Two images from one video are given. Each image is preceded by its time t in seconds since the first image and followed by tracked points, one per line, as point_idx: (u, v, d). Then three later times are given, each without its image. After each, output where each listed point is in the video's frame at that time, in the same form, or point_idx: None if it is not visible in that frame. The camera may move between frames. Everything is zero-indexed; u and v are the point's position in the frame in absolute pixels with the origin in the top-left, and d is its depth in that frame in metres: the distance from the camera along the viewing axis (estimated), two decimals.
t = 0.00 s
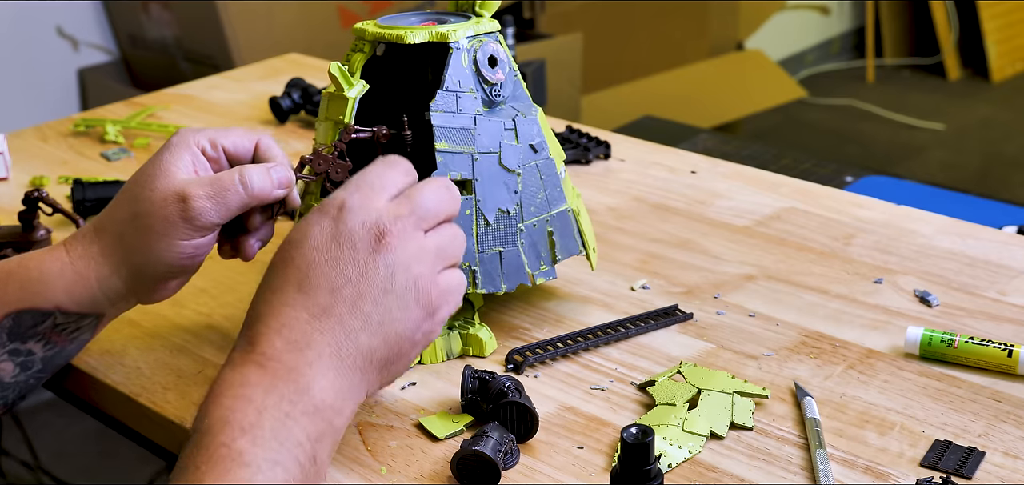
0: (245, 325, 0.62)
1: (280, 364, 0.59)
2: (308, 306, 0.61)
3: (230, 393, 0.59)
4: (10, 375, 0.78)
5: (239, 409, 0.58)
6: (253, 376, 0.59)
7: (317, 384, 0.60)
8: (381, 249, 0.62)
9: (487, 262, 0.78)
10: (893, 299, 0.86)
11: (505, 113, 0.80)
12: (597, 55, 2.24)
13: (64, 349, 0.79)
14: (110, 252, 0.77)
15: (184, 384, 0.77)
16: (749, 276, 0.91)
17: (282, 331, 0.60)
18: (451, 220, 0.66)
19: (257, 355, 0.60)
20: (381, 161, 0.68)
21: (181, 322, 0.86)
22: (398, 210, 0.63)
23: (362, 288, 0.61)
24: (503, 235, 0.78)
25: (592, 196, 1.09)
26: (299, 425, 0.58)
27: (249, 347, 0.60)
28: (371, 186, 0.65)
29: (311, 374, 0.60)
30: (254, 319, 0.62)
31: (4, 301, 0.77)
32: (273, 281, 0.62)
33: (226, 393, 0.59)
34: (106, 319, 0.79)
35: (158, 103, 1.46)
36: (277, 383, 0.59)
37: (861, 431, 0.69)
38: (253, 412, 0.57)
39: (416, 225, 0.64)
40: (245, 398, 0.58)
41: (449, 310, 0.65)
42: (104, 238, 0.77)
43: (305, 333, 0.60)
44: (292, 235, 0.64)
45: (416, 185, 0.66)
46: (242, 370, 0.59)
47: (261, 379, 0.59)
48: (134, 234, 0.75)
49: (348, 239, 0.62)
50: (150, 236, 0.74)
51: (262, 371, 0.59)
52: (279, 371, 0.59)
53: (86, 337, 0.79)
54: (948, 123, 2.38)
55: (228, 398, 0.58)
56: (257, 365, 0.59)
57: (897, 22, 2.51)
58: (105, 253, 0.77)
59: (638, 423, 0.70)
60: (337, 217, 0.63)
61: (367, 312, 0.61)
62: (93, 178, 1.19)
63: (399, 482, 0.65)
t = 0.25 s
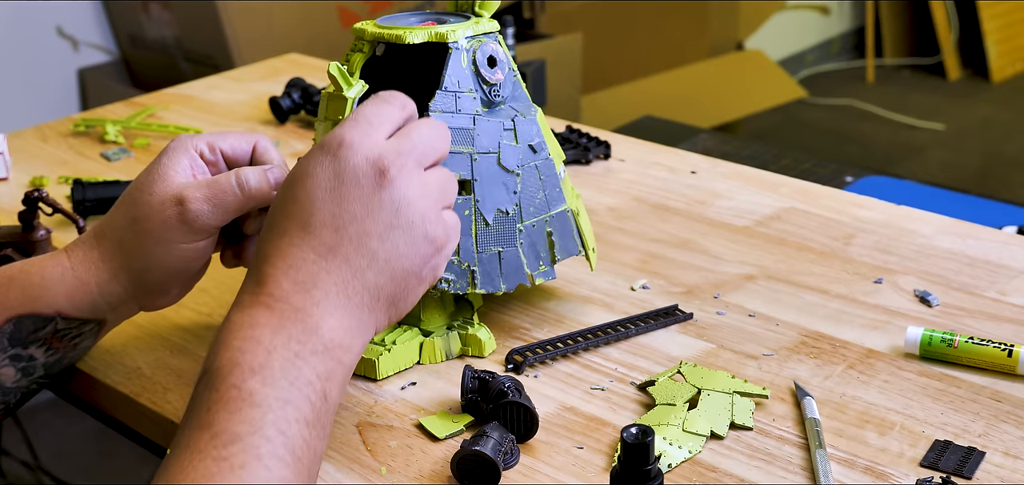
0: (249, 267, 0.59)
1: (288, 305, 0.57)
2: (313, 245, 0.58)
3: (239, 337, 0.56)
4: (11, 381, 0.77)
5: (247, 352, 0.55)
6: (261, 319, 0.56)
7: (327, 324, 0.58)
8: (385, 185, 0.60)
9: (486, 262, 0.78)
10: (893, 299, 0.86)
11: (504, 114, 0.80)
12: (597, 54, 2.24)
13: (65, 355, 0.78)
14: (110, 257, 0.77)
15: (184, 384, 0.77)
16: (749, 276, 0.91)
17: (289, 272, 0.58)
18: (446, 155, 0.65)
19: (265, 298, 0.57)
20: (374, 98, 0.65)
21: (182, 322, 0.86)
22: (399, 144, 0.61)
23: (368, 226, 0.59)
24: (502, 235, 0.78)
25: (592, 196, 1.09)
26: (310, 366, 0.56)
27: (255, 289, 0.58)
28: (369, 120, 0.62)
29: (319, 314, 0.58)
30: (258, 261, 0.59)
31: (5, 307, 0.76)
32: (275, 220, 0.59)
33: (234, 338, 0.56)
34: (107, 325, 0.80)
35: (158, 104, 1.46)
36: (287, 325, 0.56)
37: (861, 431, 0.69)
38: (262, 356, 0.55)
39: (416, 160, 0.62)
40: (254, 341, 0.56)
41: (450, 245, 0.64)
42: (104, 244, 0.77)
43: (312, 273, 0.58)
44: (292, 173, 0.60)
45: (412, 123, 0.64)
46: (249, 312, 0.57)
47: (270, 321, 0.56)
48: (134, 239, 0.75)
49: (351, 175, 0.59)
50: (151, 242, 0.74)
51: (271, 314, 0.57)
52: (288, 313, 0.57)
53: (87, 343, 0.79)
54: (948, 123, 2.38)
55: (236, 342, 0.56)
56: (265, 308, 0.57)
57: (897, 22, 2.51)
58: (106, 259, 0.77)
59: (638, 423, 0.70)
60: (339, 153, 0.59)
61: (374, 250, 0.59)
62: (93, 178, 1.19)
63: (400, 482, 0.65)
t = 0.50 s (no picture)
0: (262, 235, 0.61)
1: (297, 268, 0.59)
2: (322, 209, 0.60)
3: (250, 298, 0.58)
4: (11, 387, 0.77)
5: (257, 314, 0.57)
6: (271, 282, 0.58)
7: (336, 286, 0.59)
8: (392, 150, 0.62)
9: (483, 263, 0.78)
10: (893, 299, 0.86)
11: (500, 114, 0.80)
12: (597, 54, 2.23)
13: (64, 362, 0.78)
14: (110, 261, 0.77)
15: (184, 384, 0.77)
16: (749, 276, 0.91)
17: (298, 235, 0.59)
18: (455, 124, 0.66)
19: (274, 261, 0.59)
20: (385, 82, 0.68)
21: (183, 322, 0.86)
22: (407, 113, 0.63)
23: (375, 190, 0.61)
24: (499, 235, 0.78)
25: (592, 195, 1.09)
26: (319, 329, 0.58)
27: (265, 253, 0.60)
28: (378, 93, 0.64)
29: (327, 277, 0.59)
30: (269, 228, 0.61)
31: (5, 310, 0.76)
32: (287, 187, 0.61)
33: (246, 300, 0.58)
34: (106, 333, 0.79)
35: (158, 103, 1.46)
36: (296, 287, 0.58)
37: (861, 431, 0.69)
38: (271, 317, 0.57)
39: (422, 128, 0.64)
40: (263, 303, 0.58)
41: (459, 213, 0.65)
42: (104, 249, 0.77)
43: (321, 236, 0.60)
44: (304, 142, 0.63)
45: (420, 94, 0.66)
46: (259, 276, 0.59)
47: (280, 284, 0.58)
48: (133, 244, 0.75)
49: (359, 141, 0.61)
50: (149, 245, 0.74)
51: (280, 277, 0.58)
52: (297, 275, 0.59)
53: (87, 350, 0.79)
54: (948, 123, 2.38)
55: (247, 304, 0.58)
56: (275, 271, 0.59)
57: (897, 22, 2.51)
58: (106, 264, 0.77)
59: (638, 423, 0.70)
60: (348, 120, 0.62)
61: (381, 214, 0.61)
62: (93, 178, 1.19)
63: (400, 482, 0.65)
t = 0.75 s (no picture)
0: (258, 222, 0.61)
1: (298, 251, 0.58)
2: (323, 192, 0.60)
3: (249, 282, 0.57)
4: (6, 387, 0.77)
5: (257, 296, 0.56)
6: (270, 265, 0.58)
7: (336, 270, 0.59)
8: (393, 136, 0.63)
9: (477, 265, 0.78)
10: (893, 299, 0.86)
11: (495, 116, 0.80)
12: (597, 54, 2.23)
13: (61, 362, 0.78)
14: (106, 260, 0.77)
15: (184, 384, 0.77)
16: (749, 276, 0.91)
17: (298, 218, 0.59)
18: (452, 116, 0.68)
19: (273, 245, 0.59)
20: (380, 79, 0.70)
21: (183, 322, 0.86)
22: (406, 102, 0.65)
23: (375, 174, 0.62)
24: (493, 238, 0.78)
25: (592, 195, 1.09)
26: (318, 313, 0.57)
27: (263, 237, 0.59)
28: (375, 86, 0.66)
29: (328, 261, 0.59)
30: (267, 215, 0.60)
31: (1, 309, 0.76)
32: (286, 173, 0.62)
33: (244, 284, 0.57)
34: (102, 334, 0.79)
35: (158, 103, 1.46)
36: (297, 269, 0.58)
37: (861, 431, 0.69)
38: (271, 300, 0.56)
39: (421, 116, 0.65)
40: (263, 285, 0.57)
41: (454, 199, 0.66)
42: (100, 247, 0.77)
43: (322, 219, 0.60)
44: (303, 130, 0.63)
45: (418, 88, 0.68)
46: (257, 259, 0.58)
47: (280, 267, 0.58)
48: (129, 241, 0.75)
49: (361, 126, 0.63)
50: (145, 241, 0.75)
51: (280, 260, 0.58)
52: (297, 258, 0.58)
53: (83, 351, 0.78)
54: (948, 123, 2.38)
55: (246, 288, 0.57)
56: (274, 254, 0.58)
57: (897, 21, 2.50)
58: (101, 263, 0.77)
59: (638, 423, 0.70)
60: (349, 108, 0.63)
61: (381, 198, 0.62)
62: (93, 178, 1.19)
63: (400, 482, 0.65)
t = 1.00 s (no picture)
0: (253, 235, 0.61)
1: (293, 261, 0.59)
2: (316, 201, 0.60)
3: (247, 296, 0.57)
4: (7, 388, 0.77)
5: (255, 309, 0.57)
6: (267, 278, 0.58)
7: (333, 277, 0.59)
8: (381, 140, 0.63)
9: (476, 265, 0.78)
10: (893, 299, 0.86)
11: (494, 116, 0.80)
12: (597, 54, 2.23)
13: (61, 363, 0.78)
14: (105, 259, 0.77)
15: (184, 384, 0.77)
16: (749, 276, 0.91)
17: (292, 229, 0.59)
18: (439, 107, 0.68)
19: (268, 257, 0.59)
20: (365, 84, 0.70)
21: (183, 322, 0.86)
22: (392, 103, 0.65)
23: (367, 180, 0.62)
24: (492, 238, 0.78)
25: (592, 195, 1.09)
26: (318, 321, 0.57)
27: (260, 250, 0.59)
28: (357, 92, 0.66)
29: (325, 268, 0.59)
30: (261, 227, 0.61)
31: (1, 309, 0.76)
32: (277, 184, 0.61)
33: (242, 299, 0.57)
34: (102, 334, 0.79)
35: (158, 103, 1.46)
36: (293, 280, 0.58)
37: (861, 431, 0.69)
38: (270, 312, 0.56)
39: (406, 113, 0.65)
40: (261, 298, 0.57)
41: (446, 195, 0.66)
42: (99, 247, 0.77)
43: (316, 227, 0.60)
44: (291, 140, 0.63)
45: (402, 82, 0.67)
46: (255, 272, 0.58)
47: (276, 278, 0.58)
48: (129, 240, 0.75)
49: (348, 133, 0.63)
50: (144, 240, 0.74)
51: (276, 272, 0.58)
52: (292, 268, 0.58)
53: (83, 352, 0.79)
54: (948, 123, 2.38)
55: (244, 301, 0.57)
56: (270, 267, 0.58)
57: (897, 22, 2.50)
58: (101, 262, 0.77)
59: (638, 423, 0.70)
60: (335, 115, 0.63)
61: (374, 202, 0.62)
62: (93, 178, 1.19)
63: (400, 482, 0.65)
